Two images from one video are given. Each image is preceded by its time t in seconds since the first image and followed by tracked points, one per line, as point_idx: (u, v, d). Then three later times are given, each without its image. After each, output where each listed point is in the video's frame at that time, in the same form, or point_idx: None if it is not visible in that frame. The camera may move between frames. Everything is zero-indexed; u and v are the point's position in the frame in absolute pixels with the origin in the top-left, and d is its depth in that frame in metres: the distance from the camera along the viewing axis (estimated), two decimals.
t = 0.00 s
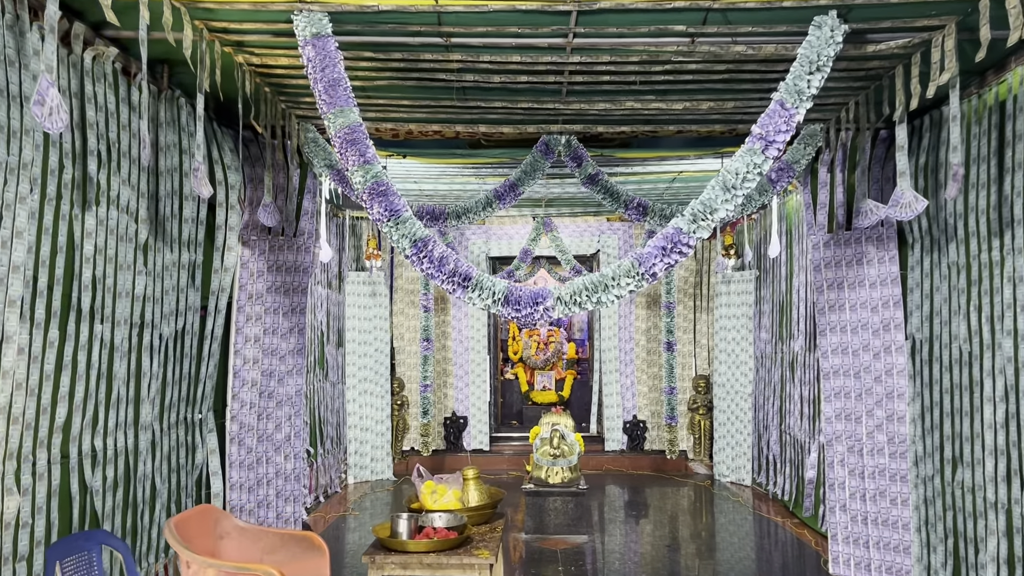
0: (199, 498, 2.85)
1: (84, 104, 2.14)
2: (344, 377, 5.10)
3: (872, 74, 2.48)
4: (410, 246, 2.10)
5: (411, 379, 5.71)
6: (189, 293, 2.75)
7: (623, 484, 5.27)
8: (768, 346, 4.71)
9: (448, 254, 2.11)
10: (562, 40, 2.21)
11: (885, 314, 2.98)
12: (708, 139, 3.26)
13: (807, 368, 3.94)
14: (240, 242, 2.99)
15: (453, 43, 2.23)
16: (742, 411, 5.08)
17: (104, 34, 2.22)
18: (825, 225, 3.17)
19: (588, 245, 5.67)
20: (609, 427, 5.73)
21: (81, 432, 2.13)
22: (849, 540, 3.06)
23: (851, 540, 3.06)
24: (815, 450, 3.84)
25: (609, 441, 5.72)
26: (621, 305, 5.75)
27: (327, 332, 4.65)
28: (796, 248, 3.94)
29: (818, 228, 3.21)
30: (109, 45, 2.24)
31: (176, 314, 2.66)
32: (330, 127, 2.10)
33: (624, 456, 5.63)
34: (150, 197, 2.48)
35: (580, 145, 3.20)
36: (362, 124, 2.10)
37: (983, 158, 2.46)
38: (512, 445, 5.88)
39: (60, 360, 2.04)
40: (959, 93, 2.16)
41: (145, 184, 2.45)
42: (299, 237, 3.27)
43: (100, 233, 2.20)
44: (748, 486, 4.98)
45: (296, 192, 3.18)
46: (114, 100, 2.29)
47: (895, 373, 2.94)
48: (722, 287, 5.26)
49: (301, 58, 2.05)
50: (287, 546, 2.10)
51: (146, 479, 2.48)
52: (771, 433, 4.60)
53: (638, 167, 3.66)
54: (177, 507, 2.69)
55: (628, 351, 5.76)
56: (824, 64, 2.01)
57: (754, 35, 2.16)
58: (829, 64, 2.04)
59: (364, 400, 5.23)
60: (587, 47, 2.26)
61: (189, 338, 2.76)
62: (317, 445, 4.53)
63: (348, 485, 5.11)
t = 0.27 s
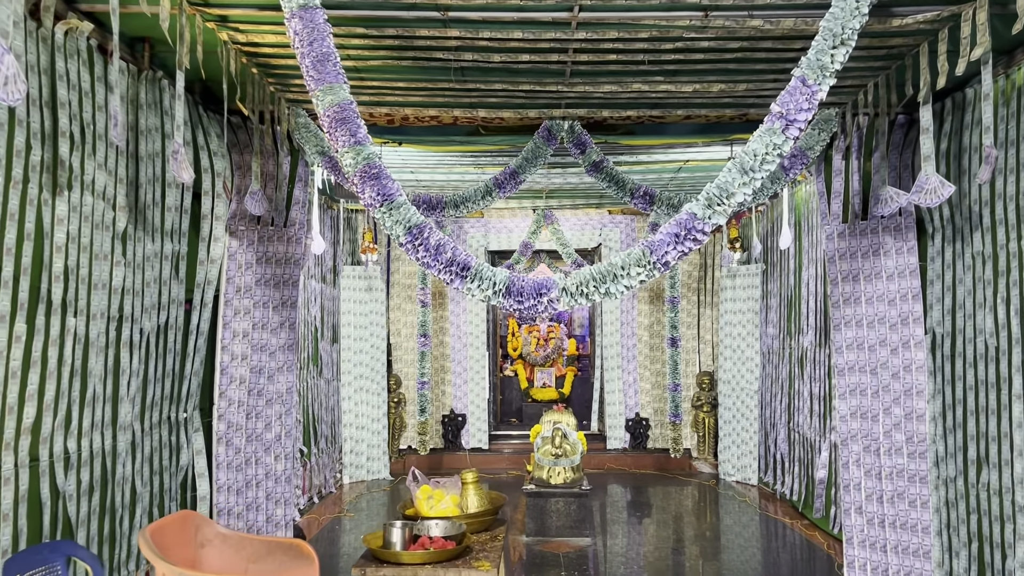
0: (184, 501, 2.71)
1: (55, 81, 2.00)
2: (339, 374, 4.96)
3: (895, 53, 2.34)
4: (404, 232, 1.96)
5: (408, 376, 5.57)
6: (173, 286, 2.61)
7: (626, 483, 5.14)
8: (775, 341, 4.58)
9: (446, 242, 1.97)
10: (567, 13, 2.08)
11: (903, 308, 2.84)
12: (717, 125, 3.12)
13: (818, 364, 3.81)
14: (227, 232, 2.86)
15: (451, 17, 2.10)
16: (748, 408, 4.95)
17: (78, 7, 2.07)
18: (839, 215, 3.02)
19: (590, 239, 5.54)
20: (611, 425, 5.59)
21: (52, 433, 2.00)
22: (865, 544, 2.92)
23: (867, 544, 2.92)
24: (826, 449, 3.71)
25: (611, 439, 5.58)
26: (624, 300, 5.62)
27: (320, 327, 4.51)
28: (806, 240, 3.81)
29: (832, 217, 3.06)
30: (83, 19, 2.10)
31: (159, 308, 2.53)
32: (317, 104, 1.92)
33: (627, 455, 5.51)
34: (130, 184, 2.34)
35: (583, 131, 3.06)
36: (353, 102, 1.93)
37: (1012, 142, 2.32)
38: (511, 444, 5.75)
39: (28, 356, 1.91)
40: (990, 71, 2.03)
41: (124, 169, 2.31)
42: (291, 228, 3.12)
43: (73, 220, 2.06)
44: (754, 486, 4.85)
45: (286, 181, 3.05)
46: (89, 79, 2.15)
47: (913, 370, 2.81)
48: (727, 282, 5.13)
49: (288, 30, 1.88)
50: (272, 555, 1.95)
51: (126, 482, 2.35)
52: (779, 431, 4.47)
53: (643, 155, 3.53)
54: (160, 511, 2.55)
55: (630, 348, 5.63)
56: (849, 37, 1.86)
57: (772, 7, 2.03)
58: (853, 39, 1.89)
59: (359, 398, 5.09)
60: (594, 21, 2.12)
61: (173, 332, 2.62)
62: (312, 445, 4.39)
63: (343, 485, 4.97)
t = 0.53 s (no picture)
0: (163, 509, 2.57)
1: (17, 61, 1.87)
2: (330, 373, 4.83)
3: (914, 34, 2.21)
4: (393, 224, 1.82)
5: (401, 375, 5.44)
6: (151, 282, 2.47)
7: (625, 485, 5.02)
8: (779, 339, 4.45)
9: (437, 235, 1.84)
10: None
11: (917, 304, 2.71)
12: (723, 114, 2.99)
13: (826, 363, 3.69)
14: (208, 226, 2.71)
15: None
16: (750, 408, 4.83)
17: None
18: (849, 207, 2.89)
19: (587, 235, 5.42)
20: (609, 425, 5.45)
21: (13, 440, 1.87)
22: (877, 552, 2.79)
23: (879, 552, 2.79)
24: (833, 451, 3.59)
25: (609, 439, 5.44)
26: (622, 297, 5.49)
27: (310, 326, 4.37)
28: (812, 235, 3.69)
29: (843, 211, 2.93)
30: None
31: (136, 305, 2.39)
32: (299, 86, 1.78)
33: (625, 455, 5.38)
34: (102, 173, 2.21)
35: (583, 119, 2.92)
36: (338, 83, 1.79)
37: None
38: (507, 444, 5.62)
39: None
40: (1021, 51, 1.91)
41: (95, 157, 2.17)
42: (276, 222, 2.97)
43: (37, 212, 1.93)
44: (756, 487, 4.72)
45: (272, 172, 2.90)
46: (57, 61, 2.01)
47: (927, 369, 2.69)
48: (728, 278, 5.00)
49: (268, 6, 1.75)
50: (251, 570, 1.86)
51: (97, 490, 2.21)
52: (782, 432, 4.35)
53: (644, 146, 3.40)
54: (136, 519, 2.42)
55: (629, 346, 5.50)
56: (872, 14, 1.72)
57: None
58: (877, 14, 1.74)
59: (351, 398, 4.95)
60: None
61: (151, 331, 2.48)
62: (301, 446, 4.25)
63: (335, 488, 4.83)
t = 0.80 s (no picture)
0: (137, 515, 2.44)
1: None
2: (319, 371, 4.69)
3: (932, 11, 2.08)
4: (375, 211, 1.68)
5: (393, 374, 5.31)
6: (124, 275, 2.33)
7: (622, 486, 4.90)
8: (781, 336, 4.33)
9: (424, 223, 1.70)
10: None
11: (930, 299, 2.59)
12: (726, 100, 2.86)
13: (832, 361, 3.57)
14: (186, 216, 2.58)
15: None
16: (751, 407, 4.70)
17: None
18: (859, 197, 2.76)
19: (584, 230, 5.30)
20: (606, 424, 5.32)
21: None
22: (888, 558, 2.67)
23: (890, 558, 2.66)
24: (840, 451, 3.46)
25: (606, 439, 5.31)
26: (619, 293, 5.36)
27: (297, 323, 4.24)
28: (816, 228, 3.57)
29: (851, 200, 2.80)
30: None
31: (106, 299, 2.25)
32: (273, 61, 1.65)
33: (623, 455, 5.26)
34: (67, 158, 2.07)
35: (580, 105, 2.78)
36: (316, 58, 1.66)
37: None
38: (502, 444, 5.48)
39: None
40: None
41: (59, 141, 2.03)
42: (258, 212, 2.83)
43: None
44: (757, 489, 4.60)
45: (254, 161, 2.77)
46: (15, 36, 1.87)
47: (941, 367, 2.56)
48: (729, 274, 4.87)
49: None
50: None
51: (63, 497, 2.08)
52: (785, 432, 4.23)
53: (644, 135, 3.27)
54: (107, 527, 2.28)
55: (627, 344, 5.37)
56: None
57: None
58: None
59: (341, 397, 4.82)
60: None
61: (123, 327, 2.35)
62: (289, 447, 4.12)
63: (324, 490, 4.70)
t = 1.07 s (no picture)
0: (108, 525, 2.30)
1: None
2: (308, 370, 4.56)
3: None
4: (355, 199, 1.54)
5: (385, 373, 5.18)
6: (93, 270, 2.20)
7: (620, 488, 4.79)
8: (784, 335, 4.20)
9: (408, 213, 1.56)
10: None
11: (945, 296, 2.47)
12: (728, 88, 2.73)
13: (839, 360, 3.44)
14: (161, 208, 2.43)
15: None
16: (752, 408, 4.57)
17: None
18: (870, 189, 2.62)
19: (581, 226, 5.19)
20: (604, 425, 5.19)
21: None
22: (900, 567, 2.54)
23: (903, 567, 2.54)
24: (846, 455, 3.33)
25: (603, 440, 5.18)
26: (617, 290, 5.23)
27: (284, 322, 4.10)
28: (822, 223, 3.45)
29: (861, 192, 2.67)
30: None
31: (72, 296, 2.11)
32: (244, 36, 1.54)
33: (620, 457, 5.12)
34: (27, 145, 1.93)
35: (577, 92, 2.65)
36: (290, 34, 1.55)
37: None
38: (497, 445, 5.35)
39: None
40: None
41: (19, 125, 1.89)
42: (238, 205, 2.69)
43: None
44: (759, 491, 4.48)
45: (235, 150, 2.63)
46: None
47: (958, 367, 2.44)
48: (728, 271, 4.74)
49: None
50: None
51: (24, 507, 1.94)
52: (787, 434, 4.11)
53: (643, 126, 3.14)
54: (75, 538, 2.15)
55: (625, 343, 5.24)
56: None
57: None
58: None
59: (331, 397, 4.69)
60: None
61: (92, 326, 2.21)
62: (276, 450, 3.99)
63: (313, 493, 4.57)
